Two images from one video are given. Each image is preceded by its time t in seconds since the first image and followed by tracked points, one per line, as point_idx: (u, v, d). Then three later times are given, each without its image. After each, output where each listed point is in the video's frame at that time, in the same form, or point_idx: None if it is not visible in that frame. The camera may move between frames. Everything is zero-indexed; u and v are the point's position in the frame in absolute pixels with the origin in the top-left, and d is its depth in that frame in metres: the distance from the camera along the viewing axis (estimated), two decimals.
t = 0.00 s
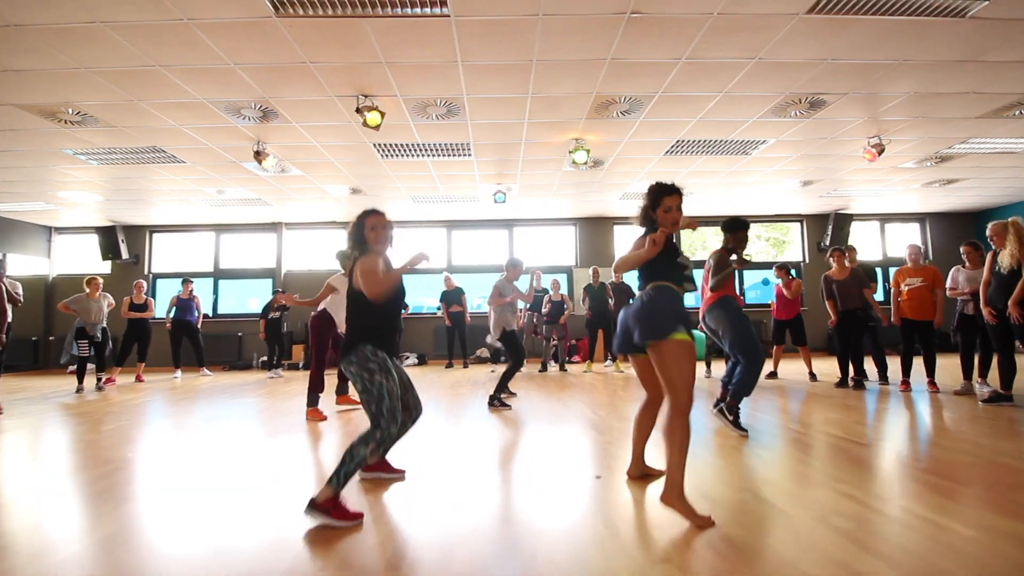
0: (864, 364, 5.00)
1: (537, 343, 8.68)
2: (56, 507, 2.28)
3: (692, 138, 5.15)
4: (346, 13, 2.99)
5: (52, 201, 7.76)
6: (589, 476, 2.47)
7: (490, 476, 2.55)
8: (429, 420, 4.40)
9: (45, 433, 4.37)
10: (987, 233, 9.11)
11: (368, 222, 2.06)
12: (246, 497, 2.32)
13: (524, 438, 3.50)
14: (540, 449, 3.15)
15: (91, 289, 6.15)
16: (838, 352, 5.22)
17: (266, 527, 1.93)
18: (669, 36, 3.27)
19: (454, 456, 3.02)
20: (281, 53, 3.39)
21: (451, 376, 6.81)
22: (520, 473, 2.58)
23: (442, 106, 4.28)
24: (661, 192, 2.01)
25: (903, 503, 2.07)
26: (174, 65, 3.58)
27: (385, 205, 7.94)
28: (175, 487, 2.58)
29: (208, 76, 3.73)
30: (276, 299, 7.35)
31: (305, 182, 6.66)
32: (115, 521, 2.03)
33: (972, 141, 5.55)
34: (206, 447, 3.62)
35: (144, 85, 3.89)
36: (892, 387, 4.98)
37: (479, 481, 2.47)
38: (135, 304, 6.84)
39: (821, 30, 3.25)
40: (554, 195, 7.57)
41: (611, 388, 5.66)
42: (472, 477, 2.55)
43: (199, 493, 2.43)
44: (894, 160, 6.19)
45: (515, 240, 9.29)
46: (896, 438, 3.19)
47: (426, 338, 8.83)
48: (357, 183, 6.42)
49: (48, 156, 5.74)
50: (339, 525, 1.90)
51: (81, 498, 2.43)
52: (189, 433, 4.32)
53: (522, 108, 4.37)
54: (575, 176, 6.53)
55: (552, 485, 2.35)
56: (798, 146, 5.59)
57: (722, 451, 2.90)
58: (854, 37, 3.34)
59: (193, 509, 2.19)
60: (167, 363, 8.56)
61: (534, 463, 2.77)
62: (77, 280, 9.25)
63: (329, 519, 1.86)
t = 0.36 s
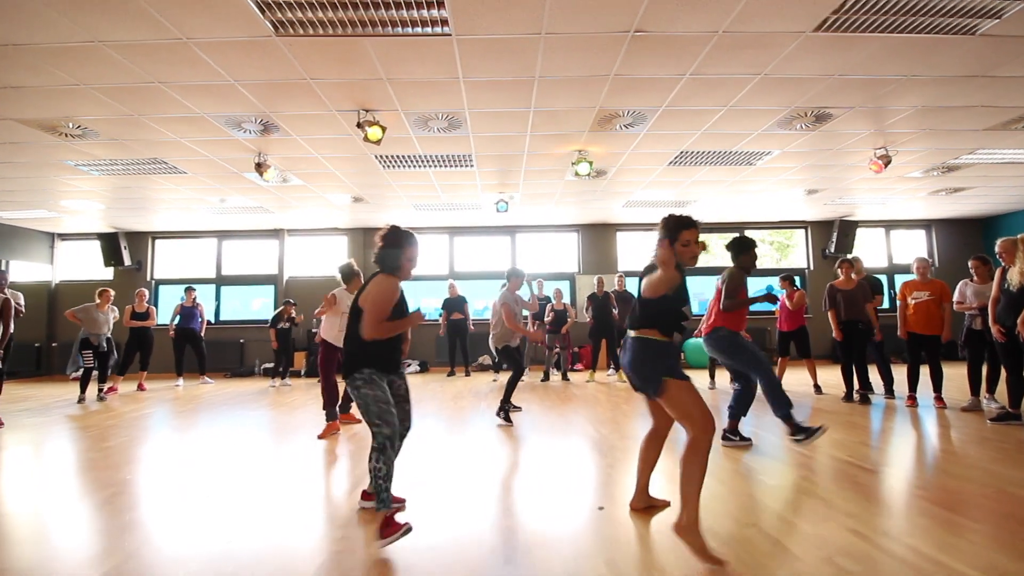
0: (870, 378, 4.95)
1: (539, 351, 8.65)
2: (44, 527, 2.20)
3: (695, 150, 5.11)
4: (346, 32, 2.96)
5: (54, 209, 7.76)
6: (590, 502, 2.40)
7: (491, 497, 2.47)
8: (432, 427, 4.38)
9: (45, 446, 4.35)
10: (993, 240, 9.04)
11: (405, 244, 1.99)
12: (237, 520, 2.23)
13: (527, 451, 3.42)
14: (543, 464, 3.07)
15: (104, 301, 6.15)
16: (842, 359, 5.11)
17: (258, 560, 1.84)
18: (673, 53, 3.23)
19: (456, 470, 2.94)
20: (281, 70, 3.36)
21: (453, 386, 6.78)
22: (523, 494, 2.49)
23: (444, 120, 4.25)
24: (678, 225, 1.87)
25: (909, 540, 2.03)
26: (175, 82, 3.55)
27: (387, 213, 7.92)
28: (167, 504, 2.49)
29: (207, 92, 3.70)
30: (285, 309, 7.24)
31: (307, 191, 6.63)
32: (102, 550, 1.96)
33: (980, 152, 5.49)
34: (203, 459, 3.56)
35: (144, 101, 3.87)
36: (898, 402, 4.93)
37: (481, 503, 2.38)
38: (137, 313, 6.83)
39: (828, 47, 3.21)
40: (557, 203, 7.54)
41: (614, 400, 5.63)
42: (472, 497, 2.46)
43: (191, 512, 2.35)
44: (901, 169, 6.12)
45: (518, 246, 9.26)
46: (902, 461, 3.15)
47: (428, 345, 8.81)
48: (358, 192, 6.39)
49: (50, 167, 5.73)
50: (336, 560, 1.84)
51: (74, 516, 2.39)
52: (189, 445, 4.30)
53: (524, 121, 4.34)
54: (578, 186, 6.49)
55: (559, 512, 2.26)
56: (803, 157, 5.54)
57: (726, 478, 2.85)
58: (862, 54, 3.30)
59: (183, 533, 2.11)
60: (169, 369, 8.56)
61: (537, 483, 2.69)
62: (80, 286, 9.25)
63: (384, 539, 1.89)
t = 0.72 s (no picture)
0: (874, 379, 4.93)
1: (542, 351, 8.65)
2: (45, 526, 2.20)
3: (699, 150, 5.10)
4: (349, 35, 2.97)
5: (60, 209, 7.80)
6: (594, 503, 2.38)
7: (493, 498, 2.45)
8: (434, 428, 4.38)
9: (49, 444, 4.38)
10: (999, 241, 8.99)
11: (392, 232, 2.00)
12: (237, 523, 2.20)
13: (530, 451, 3.40)
14: (546, 465, 3.05)
15: (104, 299, 6.20)
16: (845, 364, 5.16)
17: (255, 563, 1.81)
18: (676, 55, 3.23)
19: (457, 471, 2.93)
20: (285, 71, 3.37)
21: (456, 386, 6.79)
22: (525, 497, 2.47)
23: (447, 121, 4.26)
24: (695, 223, 1.88)
25: (912, 543, 2.03)
26: (179, 84, 3.57)
27: (391, 213, 7.93)
28: (165, 504, 2.46)
29: (212, 94, 3.71)
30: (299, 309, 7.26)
31: (310, 192, 6.65)
32: (104, 551, 1.95)
33: (986, 153, 5.46)
34: (206, 458, 3.56)
35: (149, 103, 3.89)
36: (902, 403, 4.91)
37: (482, 505, 2.36)
38: (142, 312, 6.87)
39: (832, 48, 3.20)
40: (560, 204, 7.54)
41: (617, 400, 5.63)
42: (473, 499, 2.44)
43: (190, 513, 2.32)
44: (906, 170, 6.10)
45: (521, 246, 9.26)
46: (906, 463, 3.14)
47: (431, 345, 8.81)
48: (362, 192, 6.41)
49: (56, 168, 5.76)
50: (336, 563, 1.83)
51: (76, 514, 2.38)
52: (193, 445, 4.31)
53: (527, 122, 4.34)
54: (581, 186, 6.49)
55: (561, 515, 2.24)
56: (807, 158, 5.53)
57: (729, 479, 2.84)
58: (867, 55, 3.28)
59: (180, 533, 2.09)
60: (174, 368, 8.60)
61: (540, 484, 2.67)
62: (85, 286, 9.30)
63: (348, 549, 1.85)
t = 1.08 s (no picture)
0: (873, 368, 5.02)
1: (545, 344, 8.75)
2: (69, 510, 2.28)
3: (700, 143, 5.19)
4: (359, 26, 3.08)
5: (72, 203, 7.94)
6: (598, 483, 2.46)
7: (504, 484, 2.51)
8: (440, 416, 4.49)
9: (65, 430, 4.49)
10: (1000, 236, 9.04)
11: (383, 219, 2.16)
12: (248, 507, 2.27)
13: (539, 440, 3.48)
14: (555, 453, 3.11)
15: (108, 289, 6.30)
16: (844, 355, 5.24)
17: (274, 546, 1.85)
18: (677, 46, 3.33)
19: (467, 459, 3.01)
20: (297, 63, 3.48)
21: (461, 377, 6.89)
22: (535, 482, 2.54)
23: (453, 113, 4.36)
24: (688, 197, 2.00)
25: (908, 513, 2.10)
26: (195, 76, 3.68)
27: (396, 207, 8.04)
28: (182, 491, 2.54)
29: (226, 85, 3.83)
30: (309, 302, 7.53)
31: (318, 185, 6.77)
32: (129, 523, 2.04)
33: (984, 145, 5.53)
34: (220, 447, 3.65)
35: (164, 95, 4.01)
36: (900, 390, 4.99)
37: (494, 489, 2.42)
38: (153, 304, 7.01)
39: (828, 40, 3.29)
40: (563, 198, 7.63)
41: (619, 390, 5.72)
42: (485, 484, 2.51)
43: (208, 499, 2.38)
44: (905, 163, 6.17)
45: (524, 241, 9.36)
46: (902, 443, 3.22)
47: (436, 338, 8.92)
48: (369, 186, 6.52)
49: (70, 160, 5.89)
50: (352, 532, 1.92)
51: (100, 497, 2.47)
52: (205, 432, 4.42)
53: (532, 114, 4.43)
54: (584, 180, 6.58)
55: (570, 498, 2.29)
56: (807, 150, 5.61)
57: (734, 459, 2.90)
58: (863, 46, 3.37)
59: (197, 516, 2.16)
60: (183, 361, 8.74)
61: (550, 471, 2.74)
62: (96, 279, 9.45)
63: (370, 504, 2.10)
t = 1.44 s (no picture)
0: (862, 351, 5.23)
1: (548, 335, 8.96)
2: (107, 471, 2.45)
3: (696, 134, 5.39)
4: (372, 21, 3.29)
5: (88, 196, 8.18)
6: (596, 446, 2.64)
7: (509, 447, 2.66)
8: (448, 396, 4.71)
9: (88, 410, 4.69)
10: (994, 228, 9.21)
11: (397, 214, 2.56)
12: (261, 469, 2.39)
13: (543, 417, 3.63)
14: (558, 427, 3.26)
15: (131, 279, 6.52)
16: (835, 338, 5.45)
17: (298, 491, 2.00)
18: (671, 39, 3.53)
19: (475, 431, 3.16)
20: (314, 56, 3.70)
21: (466, 364, 7.11)
22: (540, 446, 2.68)
23: (460, 105, 4.57)
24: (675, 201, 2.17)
25: (884, 467, 2.27)
26: (217, 69, 3.91)
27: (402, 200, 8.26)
28: (208, 458, 2.70)
29: (245, 78, 4.05)
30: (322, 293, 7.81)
31: (327, 178, 6.99)
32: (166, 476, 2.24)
33: (972, 137, 5.72)
34: (239, 427, 3.82)
35: (186, 87, 4.23)
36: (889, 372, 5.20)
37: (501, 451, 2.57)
38: (168, 293, 7.23)
39: (814, 33, 3.50)
40: (565, 190, 7.82)
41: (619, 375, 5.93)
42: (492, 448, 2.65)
43: (234, 462, 2.54)
44: (896, 155, 6.36)
45: (527, 234, 9.57)
46: (885, 415, 3.42)
47: (441, 328, 9.15)
48: (377, 178, 6.74)
49: (90, 153, 6.12)
50: (373, 480, 2.11)
51: (136, 463, 2.66)
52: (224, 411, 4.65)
53: (535, 106, 4.65)
54: (586, 172, 6.79)
55: (573, 458, 2.41)
56: (800, 142, 5.81)
57: (727, 429, 3.09)
58: (848, 39, 3.56)
59: (224, 476, 2.27)
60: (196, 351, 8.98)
61: (554, 438, 2.88)
62: (110, 272, 9.70)
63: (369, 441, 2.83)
